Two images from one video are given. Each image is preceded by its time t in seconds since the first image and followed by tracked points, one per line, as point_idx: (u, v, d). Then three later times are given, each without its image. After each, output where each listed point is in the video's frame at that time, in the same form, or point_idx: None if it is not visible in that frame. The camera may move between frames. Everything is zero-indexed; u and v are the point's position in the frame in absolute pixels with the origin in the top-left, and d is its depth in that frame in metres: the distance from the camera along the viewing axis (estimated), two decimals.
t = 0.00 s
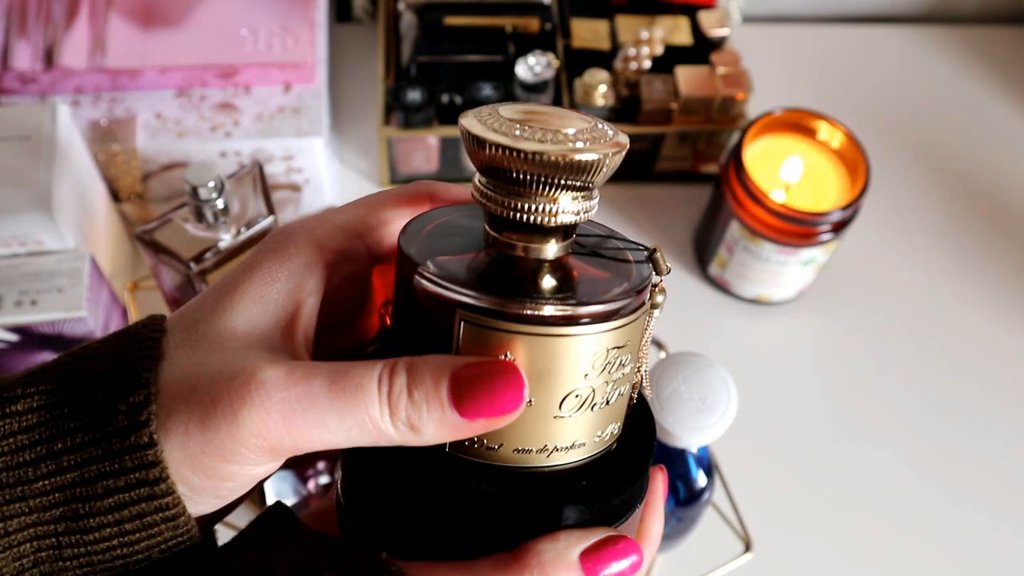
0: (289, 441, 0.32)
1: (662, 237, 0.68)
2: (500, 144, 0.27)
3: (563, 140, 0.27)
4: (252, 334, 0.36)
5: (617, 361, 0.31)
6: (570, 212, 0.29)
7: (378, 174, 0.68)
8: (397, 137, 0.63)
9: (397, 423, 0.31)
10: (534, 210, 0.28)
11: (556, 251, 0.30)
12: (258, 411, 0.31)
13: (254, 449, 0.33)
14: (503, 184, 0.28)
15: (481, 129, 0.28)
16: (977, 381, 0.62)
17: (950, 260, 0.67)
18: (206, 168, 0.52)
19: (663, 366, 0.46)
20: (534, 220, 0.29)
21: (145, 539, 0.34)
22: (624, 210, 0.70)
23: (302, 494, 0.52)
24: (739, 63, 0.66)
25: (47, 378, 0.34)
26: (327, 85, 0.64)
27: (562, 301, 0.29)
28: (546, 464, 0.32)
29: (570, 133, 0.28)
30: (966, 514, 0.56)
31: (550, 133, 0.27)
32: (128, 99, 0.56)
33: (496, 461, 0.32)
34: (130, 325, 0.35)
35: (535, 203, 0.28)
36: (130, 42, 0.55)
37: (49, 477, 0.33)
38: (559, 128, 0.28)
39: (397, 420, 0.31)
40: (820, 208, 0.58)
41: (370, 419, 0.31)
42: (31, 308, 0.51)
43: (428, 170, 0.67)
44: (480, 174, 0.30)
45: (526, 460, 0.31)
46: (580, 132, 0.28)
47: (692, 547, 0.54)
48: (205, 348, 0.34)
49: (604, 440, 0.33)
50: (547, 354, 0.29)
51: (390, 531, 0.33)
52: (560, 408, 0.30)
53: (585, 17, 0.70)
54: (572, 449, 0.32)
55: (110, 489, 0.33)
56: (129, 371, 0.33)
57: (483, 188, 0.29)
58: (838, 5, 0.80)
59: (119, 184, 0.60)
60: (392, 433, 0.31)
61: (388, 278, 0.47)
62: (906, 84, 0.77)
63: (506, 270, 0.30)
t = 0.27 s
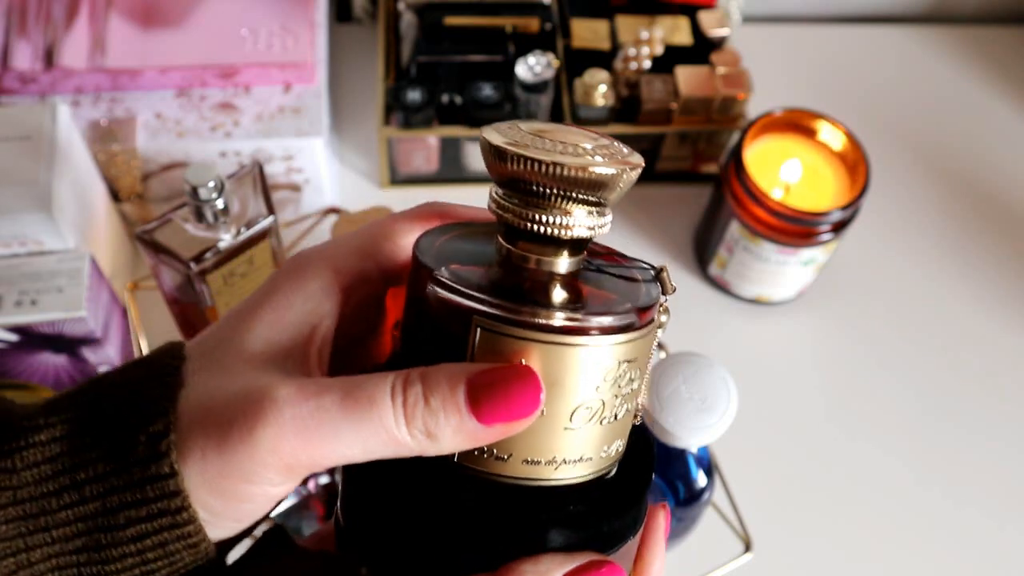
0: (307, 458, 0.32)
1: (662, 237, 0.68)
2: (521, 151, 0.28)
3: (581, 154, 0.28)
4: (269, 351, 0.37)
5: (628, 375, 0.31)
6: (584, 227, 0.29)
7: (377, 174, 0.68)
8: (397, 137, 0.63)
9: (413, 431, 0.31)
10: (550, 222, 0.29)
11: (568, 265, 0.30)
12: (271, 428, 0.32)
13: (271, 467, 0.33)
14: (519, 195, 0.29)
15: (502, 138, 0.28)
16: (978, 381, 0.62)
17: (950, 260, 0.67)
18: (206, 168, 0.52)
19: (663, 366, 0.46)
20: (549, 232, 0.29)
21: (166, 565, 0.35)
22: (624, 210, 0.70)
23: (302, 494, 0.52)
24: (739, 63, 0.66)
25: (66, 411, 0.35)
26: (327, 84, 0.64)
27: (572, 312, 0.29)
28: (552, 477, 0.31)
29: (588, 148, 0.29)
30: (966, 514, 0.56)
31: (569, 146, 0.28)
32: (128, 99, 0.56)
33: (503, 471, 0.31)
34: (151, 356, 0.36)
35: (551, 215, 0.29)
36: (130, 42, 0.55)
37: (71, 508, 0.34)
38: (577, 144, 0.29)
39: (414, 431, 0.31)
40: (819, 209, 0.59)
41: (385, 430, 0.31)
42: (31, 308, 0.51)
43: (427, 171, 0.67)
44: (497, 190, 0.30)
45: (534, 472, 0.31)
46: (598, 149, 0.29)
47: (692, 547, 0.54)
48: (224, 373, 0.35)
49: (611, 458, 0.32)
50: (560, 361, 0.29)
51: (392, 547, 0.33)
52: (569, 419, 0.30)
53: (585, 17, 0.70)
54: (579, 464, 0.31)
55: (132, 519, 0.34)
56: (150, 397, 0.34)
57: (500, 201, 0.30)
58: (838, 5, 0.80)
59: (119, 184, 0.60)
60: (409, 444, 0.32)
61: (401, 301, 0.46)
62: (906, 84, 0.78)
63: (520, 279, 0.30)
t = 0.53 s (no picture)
0: (320, 436, 0.31)
1: (662, 237, 0.68)
2: (549, 125, 0.29)
3: (608, 134, 0.29)
4: (279, 335, 0.37)
5: (645, 360, 0.31)
6: (607, 207, 0.30)
7: (377, 174, 0.68)
8: (397, 137, 0.63)
9: (426, 401, 0.30)
10: (574, 199, 0.30)
11: (587, 248, 0.31)
12: (281, 407, 0.31)
13: (284, 446, 0.32)
14: (544, 173, 0.30)
15: (530, 115, 0.30)
16: (978, 381, 0.62)
17: (950, 260, 0.67)
18: (206, 169, 0.52)
19: (663, 366, 0.46)
20: (572, 210, 0.30)
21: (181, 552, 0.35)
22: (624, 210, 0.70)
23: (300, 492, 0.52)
24: (739, 63, 0.66)
25: (74, 394, 0.34)
26: (327, 85, 0.64)
27: (593, 287, 0.30)
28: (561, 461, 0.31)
29: (615, 131, 0.30)
30: (966, 514, 0.56)
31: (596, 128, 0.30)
32: (128, 99, 0.56)
33: (511, 452, 0.31)
34: (160, 344, 0.35)
35: (575, 193, 0.30)
36: (131, 42, 0.55)
37: (85, 493, 0.33)
38: (605, 127, 0.30)
39: (430, 403, 0.30)
40: (819, 209, 0.59)
41: (400, 404, 0.30)
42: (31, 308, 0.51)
43: (428, 171, 0.67)
44: (522, 171, 0.31)
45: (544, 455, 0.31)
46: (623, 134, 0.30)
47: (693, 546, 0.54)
48: (233, 355, 0.34)
49: (622, 449, 0.32)
50: (579, 336, 0.29)
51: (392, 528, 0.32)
52: (583, 399, 0.30)
53: (585, 17, 0.70)
54: (590, 449, 0.31)
55: (146, 505, 0.33)
56: (163, 380, 0.33)
57: (524, 181, 0.31)
58: (838, 5, 0.80)
59: (119, 184, 0.60)
60: (425, 416, 0.31)
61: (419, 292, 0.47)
62: (906, 84, 0.78)
63: (539, 256, 0.31)
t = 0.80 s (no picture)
0: (334, 432, 0.33)
1: (662, 237, 0.68)
2: (581, 130, 0.30)
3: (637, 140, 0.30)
4: (298, 334, 0.40)
5: (663, 369, 0.32)
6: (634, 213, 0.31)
7: (377, 174, 0.68)
8: (397, 137, 0.63)
9: (443, 401, 0.31)
10: (601, 204, 0.31)
11: (613, 254, 0.32)
12: (297, 401, 0.32)
13: (300, 443, 0.33)
14: (573, 177, 0.31)
15: (562, 120, 0.31)
16: (978, 382, 0.62)
17: (950, 260, 0.67)
18: (206, 168, 0.52)
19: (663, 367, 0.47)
20: (599, 215, 0.31)
21: (198, 547, 0.36)
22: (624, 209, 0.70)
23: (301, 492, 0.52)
24: (739, 63, 0.66)
25: (98, 387, 0.35)
26: (327, 85, 0.64)
27: (615, 295, 0.31)
28: (575, 466, 0.32)
29: (645, 138, 0.31)
30: (965, 514, 0.56)
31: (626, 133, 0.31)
32: (128, 99, 0.56)
33: (524, 454, 0.32)
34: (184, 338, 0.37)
35: (602, 198, 0.31)
36: (131, 42, 0.55)
37: (106, 485, 0.34)
38: (635, 134, 0.31)
39: (444, 402, 0.31)
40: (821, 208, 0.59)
41: (414, 402, 0.32)
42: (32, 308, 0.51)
43: (427, 171, 0.67)
44: (551, 174, 0.32)
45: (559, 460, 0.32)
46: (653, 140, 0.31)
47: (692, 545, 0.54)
48: (253, 351, 0.36)
49: (636, 459, 0.33)
50: (601, 341, 0.30)
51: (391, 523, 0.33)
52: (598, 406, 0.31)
53: (585, 17, 0.70)
54: (604, 457, 0.32)
55: (168, 498, 0.34)
56: (180, 373, 0.34)
57: (553, 184, 0.32)
58: (838, 5, 0.80)
59: (118, 184, 0.60)
60: (438, 415, 0.32)
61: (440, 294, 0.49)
62: (907, 84, 0.78)
63: (563, 261, 0.32)
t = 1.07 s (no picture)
0: (312, 414, 0.35)
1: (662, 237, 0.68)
2: (585, 124, 0.30)
3: (642, 134, 0.30)
4: (291, 314, 0.40)
5: (654, 369, 0.32)
6: (636, 207, 0.31)
7: (377, 174, 0.68)
8: (397, 137, 0.63)
9: (422, 393, 0.32)
10: (602, 199, 0.30)
11: (613, 247, 0.32)
12: (279, 383, 0.34)
13: (277, 423, 0.35)
14: (574, 168, 0.31)
15: (564, 110, 0.30)
16: (977, 381, 0.62)
17: (950, 260, 0.67)
18: (206, 168, 0.52)
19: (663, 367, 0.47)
20: (600, 209, 0.31)
21: (178, 510, 0.37)
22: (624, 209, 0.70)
23: (302, 493, 0.52)
24: (739, 63, 0.66)
25: (83, 354, 0.37)
26: (327, 84, 0.64)
27: (611, 296, 0.31)
28: (560, 461, 0.33)
29: (649, 129, 0.30)
30: (965, 514, 0.56)
31: (631, 126, 0.30)
32: (128, 99, 0.56)
33: (513, 449, 0.33)
34: (175, 306, 0.38)
35: (604, 192, 0.30)
36: (131, 42, 0.55)
37: (90, 448, 0.36)
38: (638, 125, 0.31)
39: (423, 393, 0.32)
40: (819, 209, 0.59)
41: (393, 391, 0.33)
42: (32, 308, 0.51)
43: (427, 171, 0.67)
44: (551, 161, 0.32)
45: (546, 456, 0.32)
46: (659, 132, 0.31)
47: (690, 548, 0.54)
48: (242, 328, 0.37)
49: (620, 453, 0.34)
50: (599, 344, 0.31)
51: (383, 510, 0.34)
52: (585, 405, 0.32)
53: (585, 17, 0.70)
54: (587, 454, 0.33)
55: (148, 464, 0.36)
56: (166, 343, 0.36)
57: (553, 172, 0.31)
58: (838, 5, 0.80)
59: (119, 184, 0.59)
60: (417, 407, 0.33)
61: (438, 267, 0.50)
62: (906, 84, 0.78)
63: (561, 254, 0.32)
